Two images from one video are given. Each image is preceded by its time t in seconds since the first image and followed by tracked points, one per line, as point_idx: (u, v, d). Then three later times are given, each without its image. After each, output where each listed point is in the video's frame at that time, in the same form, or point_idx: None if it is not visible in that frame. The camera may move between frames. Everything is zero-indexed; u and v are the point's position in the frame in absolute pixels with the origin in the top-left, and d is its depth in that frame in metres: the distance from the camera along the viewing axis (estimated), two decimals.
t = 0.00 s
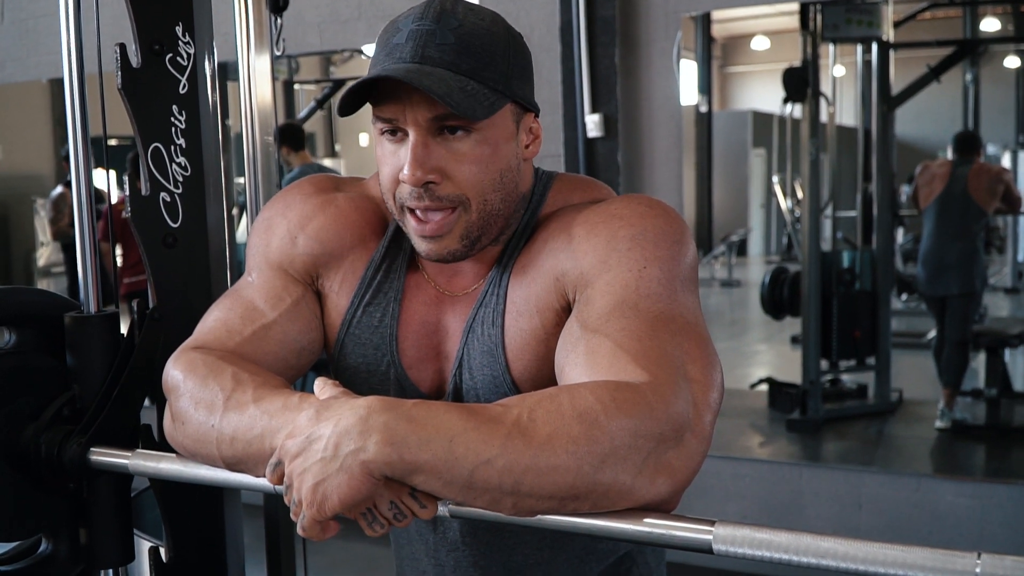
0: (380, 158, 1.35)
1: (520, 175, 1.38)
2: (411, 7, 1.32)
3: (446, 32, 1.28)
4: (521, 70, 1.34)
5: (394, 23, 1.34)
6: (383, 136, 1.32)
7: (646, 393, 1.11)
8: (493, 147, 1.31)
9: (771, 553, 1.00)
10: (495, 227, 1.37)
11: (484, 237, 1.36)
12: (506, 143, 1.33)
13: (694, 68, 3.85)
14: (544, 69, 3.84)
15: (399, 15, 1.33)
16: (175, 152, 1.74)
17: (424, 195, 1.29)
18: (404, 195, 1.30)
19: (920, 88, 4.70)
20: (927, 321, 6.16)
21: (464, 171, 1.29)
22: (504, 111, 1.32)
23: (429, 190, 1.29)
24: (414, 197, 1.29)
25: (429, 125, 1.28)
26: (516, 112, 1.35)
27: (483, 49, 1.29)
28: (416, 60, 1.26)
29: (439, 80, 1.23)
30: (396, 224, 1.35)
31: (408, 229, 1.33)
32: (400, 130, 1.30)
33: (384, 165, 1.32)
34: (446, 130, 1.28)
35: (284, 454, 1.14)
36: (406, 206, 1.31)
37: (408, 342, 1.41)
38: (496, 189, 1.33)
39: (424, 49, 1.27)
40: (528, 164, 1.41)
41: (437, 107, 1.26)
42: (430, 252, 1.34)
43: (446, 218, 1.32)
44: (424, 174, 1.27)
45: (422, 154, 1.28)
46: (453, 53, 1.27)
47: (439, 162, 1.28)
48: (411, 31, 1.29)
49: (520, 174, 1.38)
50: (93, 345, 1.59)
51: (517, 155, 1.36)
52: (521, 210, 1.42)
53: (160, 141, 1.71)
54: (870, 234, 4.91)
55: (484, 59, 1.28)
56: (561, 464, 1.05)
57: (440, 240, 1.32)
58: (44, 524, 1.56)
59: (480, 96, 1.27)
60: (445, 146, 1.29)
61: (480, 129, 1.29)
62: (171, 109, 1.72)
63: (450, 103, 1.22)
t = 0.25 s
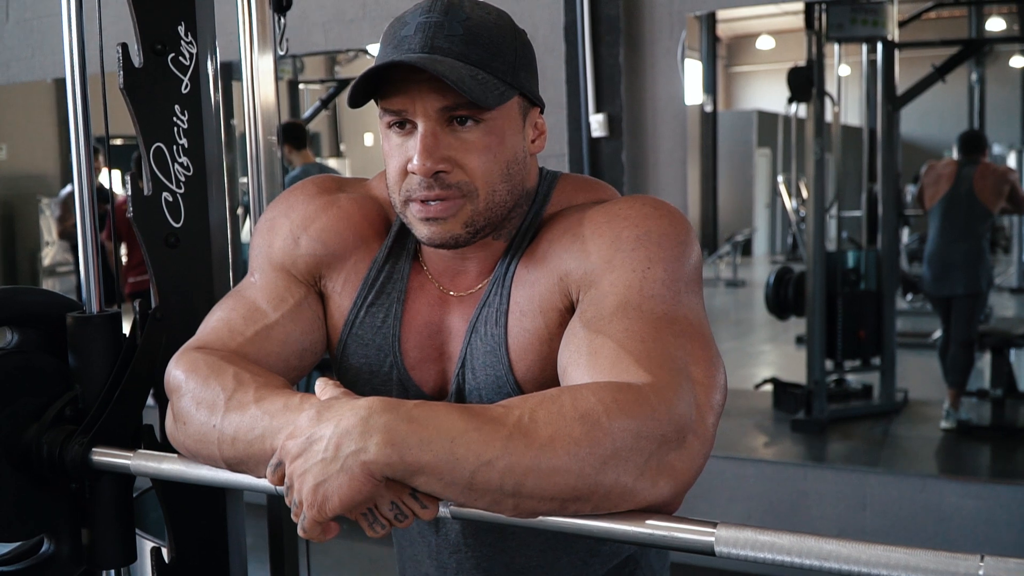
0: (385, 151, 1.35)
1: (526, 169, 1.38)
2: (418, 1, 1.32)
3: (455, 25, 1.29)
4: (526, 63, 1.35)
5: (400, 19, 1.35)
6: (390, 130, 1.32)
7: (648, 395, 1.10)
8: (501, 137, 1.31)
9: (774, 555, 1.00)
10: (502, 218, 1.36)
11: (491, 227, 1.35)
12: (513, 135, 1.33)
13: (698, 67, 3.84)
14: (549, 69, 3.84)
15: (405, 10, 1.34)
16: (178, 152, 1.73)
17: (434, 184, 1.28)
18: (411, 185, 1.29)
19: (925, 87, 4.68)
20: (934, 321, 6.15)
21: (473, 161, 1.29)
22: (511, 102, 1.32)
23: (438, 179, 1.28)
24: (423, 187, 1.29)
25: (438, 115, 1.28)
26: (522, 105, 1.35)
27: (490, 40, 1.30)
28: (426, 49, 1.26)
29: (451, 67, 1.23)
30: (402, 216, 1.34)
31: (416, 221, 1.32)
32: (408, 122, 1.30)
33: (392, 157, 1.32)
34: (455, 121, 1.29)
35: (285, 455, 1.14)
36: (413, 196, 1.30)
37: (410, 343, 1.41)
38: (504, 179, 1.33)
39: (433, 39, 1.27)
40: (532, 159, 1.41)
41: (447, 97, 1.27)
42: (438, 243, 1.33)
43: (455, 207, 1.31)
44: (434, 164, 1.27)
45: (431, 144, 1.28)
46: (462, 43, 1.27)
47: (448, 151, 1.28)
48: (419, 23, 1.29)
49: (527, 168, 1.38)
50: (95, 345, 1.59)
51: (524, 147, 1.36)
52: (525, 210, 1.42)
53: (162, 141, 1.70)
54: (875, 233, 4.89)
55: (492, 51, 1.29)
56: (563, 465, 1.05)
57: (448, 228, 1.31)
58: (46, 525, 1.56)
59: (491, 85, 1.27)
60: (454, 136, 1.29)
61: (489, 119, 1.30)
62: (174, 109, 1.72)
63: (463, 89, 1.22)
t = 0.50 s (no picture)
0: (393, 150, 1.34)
1: (534, 168, 1.37)
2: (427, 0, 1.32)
3: (465, 24, 1.28)
4: (536, 63, 1.35)
5: (409, 17, 1.34)
6: (398, 128, 1.31)
7: (652, 397, 1.09)
8: (510, 136, 1.31)
9: (778, 558, 0.99)
10: (510, 218, 1.35)
11: (500, 227, 1.35)
12: (522, 134, 1.33)
13: (705, 66, 3.83)
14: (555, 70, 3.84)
15: (414, 9, 1.33)
16: (182, 153, 1.73)
17: (443, 184, 1.28)
18: (420, 185, 1.29)
19: (932, 87, 4.66)
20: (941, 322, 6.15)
21: (483, 160, 1.29)
22: (520, 102, 1.32)
23: (447, 179, 1.28)
24: (433, 186, 1.28)
25: (447, 114, 1.28)
26: (531, 105, 1.35)
27: (500, 39, 1.29)
28: (436, 48, 1.26)
29: (462, 66, 1.23)
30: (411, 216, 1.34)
31: (424, 220, 1.32)
32: (416, 120, 1.29)
33: (400, 156, 1.31)
34: (464, 120, 1.28)
35: (289, 456, 1.13)
36: (422, 195, 1.30)
37: (415, 344, 1.41)
38: (513, 179, 1.32)
39: (443, 38, 1.27)
40: (541, 159, 1.41)
41: (456, 96, 1.27)
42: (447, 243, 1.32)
43: (464, 206, 1.31)
44: (443, 163, 1.27)
45: (440, 143, 1.27)
46: (472, 42, 1.27)
47: (458, 151, 1.28)
48: (429, 21, 1.29)
49: (535, 168, 1.37)
50: (99, 346, 1.59)
51: (533, 146, 1.36)
52: (532, 210, 1.41)
53: (166, 141, 1.70)
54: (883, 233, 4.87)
55: (502, 50, 1.29)
56: (566, 467, 1.04)
57: (456, 228, 1.31)
58: (49, 526, 1.56)
59: (500, 84, 1.27)
60: (463, 135, 1.28)
61: (498, 118, 1.29)
62: (178, 110, 1.71)
63: (474, 88, 1.22)
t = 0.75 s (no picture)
0: (401, 148, 1.33)
1: (542, 169, 1.37)
2: None
3: (476, 21, 1.27)
4: (545, 63, 1.34)
5: (419, 15, 1.33)
6: (408, 126, 1.30)
7: (654, 401, 1.09)
8: (520, 135, 1.30)
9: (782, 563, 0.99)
10: (517, 219, 1.35)
11: (507, 228, 1.34)
12: (531, 134, 1.32)
13: (712, 68, 3.82)
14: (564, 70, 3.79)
15: (424, 7, 1.32)
16: (185, 153, 1.73)
17: (451, 182, 1.27)
18: (429, 183, 1.28)
19: (941, 89, 4.63)
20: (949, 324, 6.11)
21: (492, 159, 1.28)
22: (530, 101, 1.31)
23: (456, 177, 1.27)
24: (441, 184, 1.28)
25: (458, 111, 1.27)
26: (540, 105, 1.34)
27: (511, 38, 1.29)
28: (448, 44, 1.25)
29: (474, 62, 1.22)
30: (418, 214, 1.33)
31: (432, 218, 1.31)
32: (426, 118, 1.28)
33: (411, 154, 1.30)
34: (475, 117, 1.27)
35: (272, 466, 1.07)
36: (430, 194, 1.29)
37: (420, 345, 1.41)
38: (521, 179, 1.32)
39: (455, 34, 1.26)
40: (548, 159, 1.40)
41: (467, 93, 1.26)
42: (453, 241, 1.33)
43: (471, 206, 1.30)
44: (452, 161, 1.26)
45: (450, 140, 1.26)
46: (484, 40, 1.26)
47: (467, 149, 1.27)
48: (440, 18, 1.28)
49: (543, 168, 1.37)
50: (101, 347, 1.59)
51: (541, 147, 1.35)
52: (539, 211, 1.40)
53: (169, 142, 1.70)
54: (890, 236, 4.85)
55: (513, 48, 1.28)
56: (570, 476, 1.03)
57: (463, 227, 1.30)
58: (51, 527, 1.56)
59: (512, 82, 1.26)
60: (473, 133, 1.28)
61: (508, 117, 1.28)
62: (181, 110, 1.71)
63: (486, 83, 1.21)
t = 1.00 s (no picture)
0: (411, 145, 1.33)
1: (550, 165, 1.37)
2: None
3: (485, 16, 1.28)
4: (552, 59, 1.35)
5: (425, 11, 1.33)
6: (418, 122, 1.30)
7: (651, 404, 1.08)
8: (530, 128, 1.31)
9: (784, 568, 0.98)
10: (527, 214, 1.35)
11: (517, 223, 1.34)
12: (540, 128, 1.33)
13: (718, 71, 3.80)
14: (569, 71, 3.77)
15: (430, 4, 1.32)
16: (186, 154, 1.73)
17: (464, 176, 1.28)
18: (442, 177, 1.29)
19: (947, 93, 4.60)
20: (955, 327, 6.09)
21: (504, 152, 1.28)
22: (539, 95, 1.32)
23: (469, 171, 1.28)
24: (454, 178, 1.28)
25: (470, 104, 1.27)
26: (548, 100, 1.35)
27: (520, 32, 1.29)
28: (459, 37, 1.24)
29: (488, 54, 1.23)
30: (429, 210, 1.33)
31: (443, 212, 1.31)
32: (437, 112, 1.28)
33: (421, 150, 1.30)
34: (487, 111, 1.28)
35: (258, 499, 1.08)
36: (443, 188, 1.29)
37: (425, 346, 1.40)
38: (531, 172, 1.32)
39: (465, 28, 1.25)
40: (556, 156, 1.39)
41: (480, 86, 1.26)
42: (462, 236, 1.32)
43: (484, 199, 1.30)
44: (466, 154, 1.26)
45: (463, 133, 1.27)
46: (494, 33, 1.26)
47: (479, 142, 1.28)
48: (449, 13, 1.28)
49: (551, 165, 1.38)
50: (101, 349, 1.58)
51: (548, 142, 1.36)
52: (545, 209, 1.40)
53: (171, 142, 1.70)
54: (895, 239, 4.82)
55: (522, 42, 1.28)
56: (571, 483, 1.02)
57: (475, 221, 1.31)
58: (51, 526, 1.55)
59: (523, 74, 1.27)
60: (485, 126, 1.28)
61: (519, 109, 1.29)
62: (182, 111, 1.71)
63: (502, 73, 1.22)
